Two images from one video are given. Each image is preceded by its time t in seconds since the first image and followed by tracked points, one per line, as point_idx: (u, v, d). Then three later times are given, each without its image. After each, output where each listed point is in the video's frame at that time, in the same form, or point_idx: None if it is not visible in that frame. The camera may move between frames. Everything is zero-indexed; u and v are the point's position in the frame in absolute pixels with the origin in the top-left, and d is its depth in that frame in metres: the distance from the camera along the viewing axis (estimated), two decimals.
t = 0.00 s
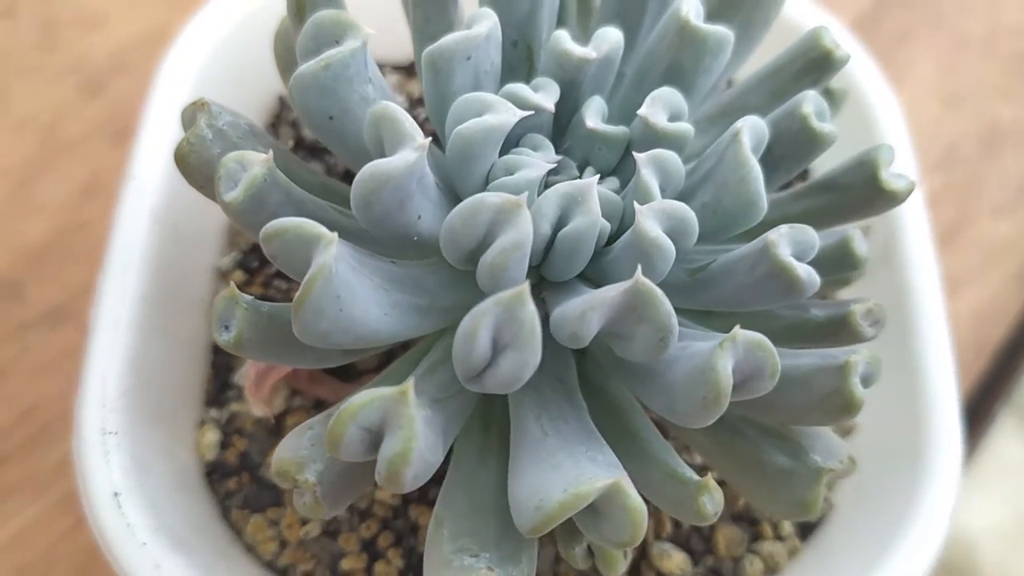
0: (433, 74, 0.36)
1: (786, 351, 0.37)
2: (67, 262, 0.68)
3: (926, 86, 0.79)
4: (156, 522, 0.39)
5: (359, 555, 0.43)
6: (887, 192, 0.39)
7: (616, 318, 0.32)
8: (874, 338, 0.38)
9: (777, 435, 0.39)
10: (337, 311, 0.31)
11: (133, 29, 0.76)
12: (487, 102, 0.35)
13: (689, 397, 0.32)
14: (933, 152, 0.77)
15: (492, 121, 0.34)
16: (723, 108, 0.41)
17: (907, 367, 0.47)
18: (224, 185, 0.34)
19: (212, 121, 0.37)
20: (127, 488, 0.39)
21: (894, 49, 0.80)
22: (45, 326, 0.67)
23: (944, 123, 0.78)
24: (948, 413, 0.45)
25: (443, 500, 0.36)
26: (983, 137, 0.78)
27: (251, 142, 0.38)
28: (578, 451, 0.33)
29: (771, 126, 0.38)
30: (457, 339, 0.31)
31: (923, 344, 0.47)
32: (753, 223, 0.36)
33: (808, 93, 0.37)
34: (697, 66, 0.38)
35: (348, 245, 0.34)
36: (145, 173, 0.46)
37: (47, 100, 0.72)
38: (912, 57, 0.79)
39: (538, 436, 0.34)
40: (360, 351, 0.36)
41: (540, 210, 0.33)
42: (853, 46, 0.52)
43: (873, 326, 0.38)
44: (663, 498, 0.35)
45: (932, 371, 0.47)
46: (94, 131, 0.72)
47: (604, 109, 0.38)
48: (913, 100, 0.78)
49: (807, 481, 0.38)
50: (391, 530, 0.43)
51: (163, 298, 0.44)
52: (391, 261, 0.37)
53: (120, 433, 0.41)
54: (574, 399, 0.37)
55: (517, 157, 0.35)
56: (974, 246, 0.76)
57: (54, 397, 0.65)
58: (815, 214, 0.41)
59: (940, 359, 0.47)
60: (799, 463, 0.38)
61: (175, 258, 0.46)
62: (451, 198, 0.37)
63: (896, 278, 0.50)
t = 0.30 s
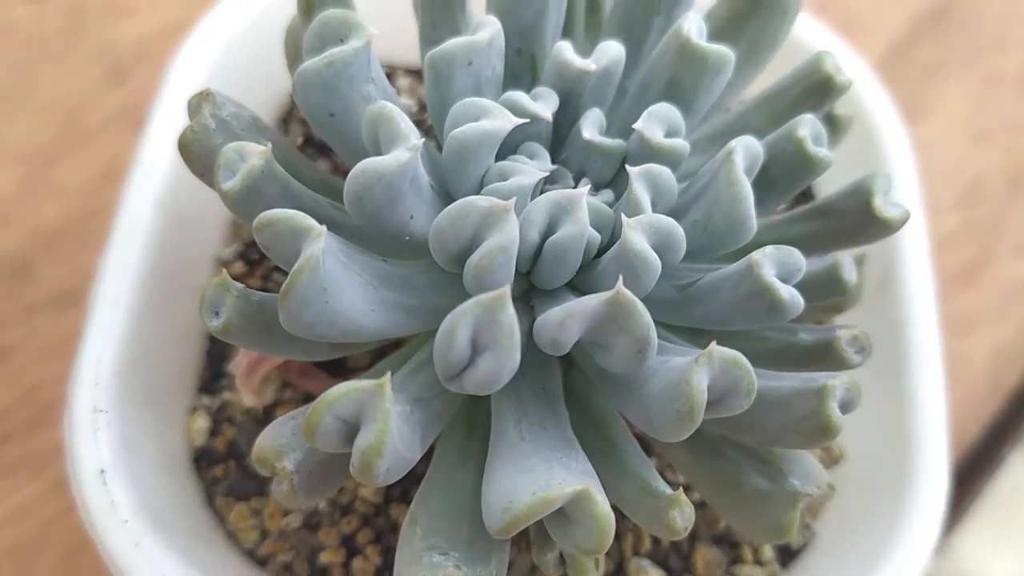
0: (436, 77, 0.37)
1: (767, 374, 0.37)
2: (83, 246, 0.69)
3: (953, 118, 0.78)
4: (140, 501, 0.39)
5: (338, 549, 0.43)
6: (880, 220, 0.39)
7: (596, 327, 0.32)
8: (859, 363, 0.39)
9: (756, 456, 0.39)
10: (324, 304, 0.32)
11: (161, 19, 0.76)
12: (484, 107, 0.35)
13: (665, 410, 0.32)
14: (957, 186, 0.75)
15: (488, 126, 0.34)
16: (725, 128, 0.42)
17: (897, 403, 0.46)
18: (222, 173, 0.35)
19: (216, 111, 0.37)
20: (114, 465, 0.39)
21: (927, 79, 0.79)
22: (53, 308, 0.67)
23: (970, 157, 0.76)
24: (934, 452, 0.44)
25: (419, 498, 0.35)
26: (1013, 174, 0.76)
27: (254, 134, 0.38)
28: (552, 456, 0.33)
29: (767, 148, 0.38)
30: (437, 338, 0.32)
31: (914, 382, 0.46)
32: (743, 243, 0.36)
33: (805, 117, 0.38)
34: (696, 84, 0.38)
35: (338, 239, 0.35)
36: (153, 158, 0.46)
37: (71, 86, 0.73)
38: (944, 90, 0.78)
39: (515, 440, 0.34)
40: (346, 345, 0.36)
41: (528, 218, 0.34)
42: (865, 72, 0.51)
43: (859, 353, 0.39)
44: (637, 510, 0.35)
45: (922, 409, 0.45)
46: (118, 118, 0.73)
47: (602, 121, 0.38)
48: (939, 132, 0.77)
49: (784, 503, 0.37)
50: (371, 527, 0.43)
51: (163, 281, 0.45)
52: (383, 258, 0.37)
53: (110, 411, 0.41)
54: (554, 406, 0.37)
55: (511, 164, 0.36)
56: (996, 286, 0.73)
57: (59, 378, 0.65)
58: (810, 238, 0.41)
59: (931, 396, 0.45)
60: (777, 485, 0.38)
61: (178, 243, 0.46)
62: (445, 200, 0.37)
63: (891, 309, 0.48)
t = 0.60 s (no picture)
0: (440, 83, 0.37)
1: (751, 397, 0.37)
2: (96, 232, 0.70)
3: (966, 155, 0.78)
4: (129, 482, 0.39)
5: (318, 544, 0.43)
6: (875, 251, 0.39)
7: (581, 339, 0.32)
8: (845, 394, 0.38)
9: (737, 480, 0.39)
10: (316, 299, 0.32)
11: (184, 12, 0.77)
12: (485, 116, 0.36)
13: (643, 426, 0.32)
14: (968, 225, 0.76)
15: (488, 134, 0.35)
16: (727, 149, 0.42)
17: (884, 441, 0.44)
18: (225, 166, 0.35)
19: (225, 104, 0.37)
20: (106, 445, 0.39)
21: (941, 115, 0.79)
22: (61, 291, 0.68)
23: (984, 197, 0.76)
24: (920, 499, 0.42)
25: (398, 499, 0.36)
26: None
27: (261, 130, 0.38)
28: (532, 465, 0.33)
29: (766, 171, 0.38)
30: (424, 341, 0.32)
31: (903, 424, 0.44)
32: (736, 265, 0.37)
33: (805, 142, 0.38)
34: (698, 104, 0.38)
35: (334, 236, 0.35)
36: (165, 141, 0.46)
37: (93, 72, 0.74)
38: (960, 126, 0.79)
39: (495, 446, 0.35)
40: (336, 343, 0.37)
41: (522, 227, 0.34)
42: (873, 103, 0.51)
43: (846, 383, 0.38)
44: (613, 525, 0.35)
45: (911, 453, 0.43)
46: (138, 107, 0.74)
47: (602, 136, 0.38)
48: (950, 168, 0.77)
49: (760, 529, 0.38)
50: (352, 523, 0.44)
51: (167, 266, 0.45)
52: (378, 259, 0.38)
53: (106, 392, 0.40)
54: (538, 416, 0.38)
55: (509, 173, 0.36)
56: (1000, 328, 0.73)
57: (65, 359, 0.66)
58: (806, 264, 0.41)
59: (920, 440, 0.44)
60: (756, 511, 0.38)
61: (184, 230, 0.46)
62: (442, 205, 0.38)
63: (884, 344, 0.47)
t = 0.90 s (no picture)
0: (446, 89, 0.38)
1: (737, 418, 0.37)
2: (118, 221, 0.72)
3: (988, 192, 0.77)
4: (117, 464, 0.39)
5: (300, 537, 0.43)
6: (871, 281, 0.38)
7: (564, 350, 0.32)
8: (833, 423, 0.38)
9: (718, 501, 0.39)
10: (305, 294, 0.33)
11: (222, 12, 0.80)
12: (486, 123, 0.36)
13: (619, 440, 0.32)
14: (987, 266, 0.75)
15: (488, 140, 0.35)
16: (733, 170, 0.42)
17: (875, 470, 0.44)
18: (228, 158, 0.36)
19: (233, 98, 0.38)
20: (97, 427, 0.40)
21: (968, 152, 0.79)
22: (81, 276, 0.70)
23: (1006, 237, 0.76)
24: (905, 529, 0.41)
25: (377, 498, 0.36)
26: None
27: (268, 125, 0.39)
28: (509, 472, 0.33)
29: (765, 195, 0.38)
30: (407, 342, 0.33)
31: (892, 458, 0.43)
32: (728, 286, 0.37)
33: (806, 167, 0.37)
34: (702, 123, 0.38)
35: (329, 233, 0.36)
36: (179, 131, 0.47)
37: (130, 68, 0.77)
38: (984, 164, 0.78)
39: (475, 451, 0.35)
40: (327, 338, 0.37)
41: (515, 235, 0.35)
42: (886, 134, 0.51)
43: (833, 412, 0.38)
44: (587, 536, 0.35)
45: (899, 484, 0.42)
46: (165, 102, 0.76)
47: (604, 150, 0.39)
48: (969, 206, 0.77)
49: (738, 552, 0.37)
50: (336, 520, 0.44)
51: (172, 254, 0.45)
52: (374, 259, 0.38)
53: (102, 374, 0.41)
54: (522, 423, 0.38)
55: (507, 181, 0.36)
56: (1013, 371, 0.72)
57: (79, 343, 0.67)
58: (804, 291, 0.40)
59: (909, 472, 0.43)
60: (734, 532, 0.38)
61: (192, 220, 0.47)
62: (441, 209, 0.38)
63: (880, 375, 0.46)
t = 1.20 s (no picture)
0: (450, 94, 0.38)
1: (723, 439, 0.36)
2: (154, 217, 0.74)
3: None
4: (106, 445, 0.40)
5: (287, 533, 0.43)
6: (868, 309, 0.38)
7: (544, 356, 0.32)
8: (820, 448, 0.37)
9: (701, 520, 0.38)
10: (291, 286, 0.33)
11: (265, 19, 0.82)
12: (484, 129, 0.36)
13: (594, 450, 0.32)
14: None
15: (486, 145, 0.35)
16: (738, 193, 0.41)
17: (872, 505, 0.42)
18: (229, 149, 0.37)
19: (240, 92, 0.39)
20: (89, 408, 0.41)
21: (1017, 198, 0.77)
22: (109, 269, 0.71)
23: None
24: (897, 566, 0.39)
25: (357, 495, 0.36)
26: None
27: (274, 121, 0.40)
28: (482, 474, 0.33)
29: (764, 217, 0.38)
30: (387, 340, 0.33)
31: (889, 494, 0.42)
32: (719, 306, 0.36)
33: (805, 191, 0.37)
34: (706, 141, 0.38)
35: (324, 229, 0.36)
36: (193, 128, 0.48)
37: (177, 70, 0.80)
38: None
39: (454, 452, 0.35)
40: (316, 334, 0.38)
41: (505, 242, 0.35)
42: (910, 169, 0.51)
43: (821, 437, 0.37)
44: (561, 544, 0.35)
45: (894, 522, 0.41)
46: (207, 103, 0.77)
47: (606, 162, 0.38)
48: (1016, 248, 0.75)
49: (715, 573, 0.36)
50: (324, 516, 0.44)
51: (179, 246, 0.46)
52: (370, 258, 0.38)
53: (98, 358, 0.42)
54: (507, 429, 0.37)
55: (504, 188, 0.36)
56: None
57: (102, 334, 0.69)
58: (805, 318, 0.40)
59: (905, 507, 0.41)
60: (714, 553, 0.37)
61: (201, 215, 0.48)
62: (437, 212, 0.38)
63: (883, 409, 0.45)
